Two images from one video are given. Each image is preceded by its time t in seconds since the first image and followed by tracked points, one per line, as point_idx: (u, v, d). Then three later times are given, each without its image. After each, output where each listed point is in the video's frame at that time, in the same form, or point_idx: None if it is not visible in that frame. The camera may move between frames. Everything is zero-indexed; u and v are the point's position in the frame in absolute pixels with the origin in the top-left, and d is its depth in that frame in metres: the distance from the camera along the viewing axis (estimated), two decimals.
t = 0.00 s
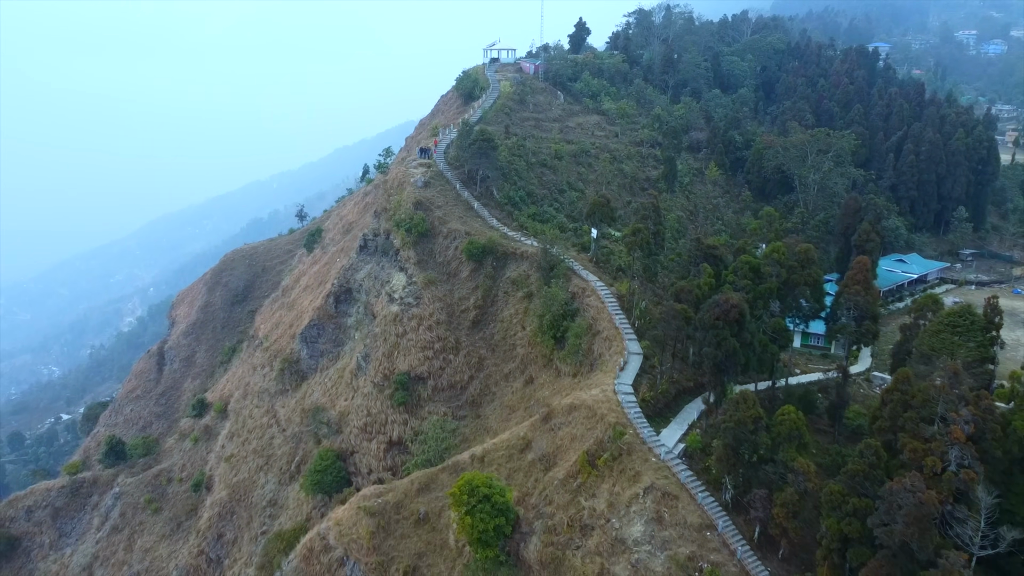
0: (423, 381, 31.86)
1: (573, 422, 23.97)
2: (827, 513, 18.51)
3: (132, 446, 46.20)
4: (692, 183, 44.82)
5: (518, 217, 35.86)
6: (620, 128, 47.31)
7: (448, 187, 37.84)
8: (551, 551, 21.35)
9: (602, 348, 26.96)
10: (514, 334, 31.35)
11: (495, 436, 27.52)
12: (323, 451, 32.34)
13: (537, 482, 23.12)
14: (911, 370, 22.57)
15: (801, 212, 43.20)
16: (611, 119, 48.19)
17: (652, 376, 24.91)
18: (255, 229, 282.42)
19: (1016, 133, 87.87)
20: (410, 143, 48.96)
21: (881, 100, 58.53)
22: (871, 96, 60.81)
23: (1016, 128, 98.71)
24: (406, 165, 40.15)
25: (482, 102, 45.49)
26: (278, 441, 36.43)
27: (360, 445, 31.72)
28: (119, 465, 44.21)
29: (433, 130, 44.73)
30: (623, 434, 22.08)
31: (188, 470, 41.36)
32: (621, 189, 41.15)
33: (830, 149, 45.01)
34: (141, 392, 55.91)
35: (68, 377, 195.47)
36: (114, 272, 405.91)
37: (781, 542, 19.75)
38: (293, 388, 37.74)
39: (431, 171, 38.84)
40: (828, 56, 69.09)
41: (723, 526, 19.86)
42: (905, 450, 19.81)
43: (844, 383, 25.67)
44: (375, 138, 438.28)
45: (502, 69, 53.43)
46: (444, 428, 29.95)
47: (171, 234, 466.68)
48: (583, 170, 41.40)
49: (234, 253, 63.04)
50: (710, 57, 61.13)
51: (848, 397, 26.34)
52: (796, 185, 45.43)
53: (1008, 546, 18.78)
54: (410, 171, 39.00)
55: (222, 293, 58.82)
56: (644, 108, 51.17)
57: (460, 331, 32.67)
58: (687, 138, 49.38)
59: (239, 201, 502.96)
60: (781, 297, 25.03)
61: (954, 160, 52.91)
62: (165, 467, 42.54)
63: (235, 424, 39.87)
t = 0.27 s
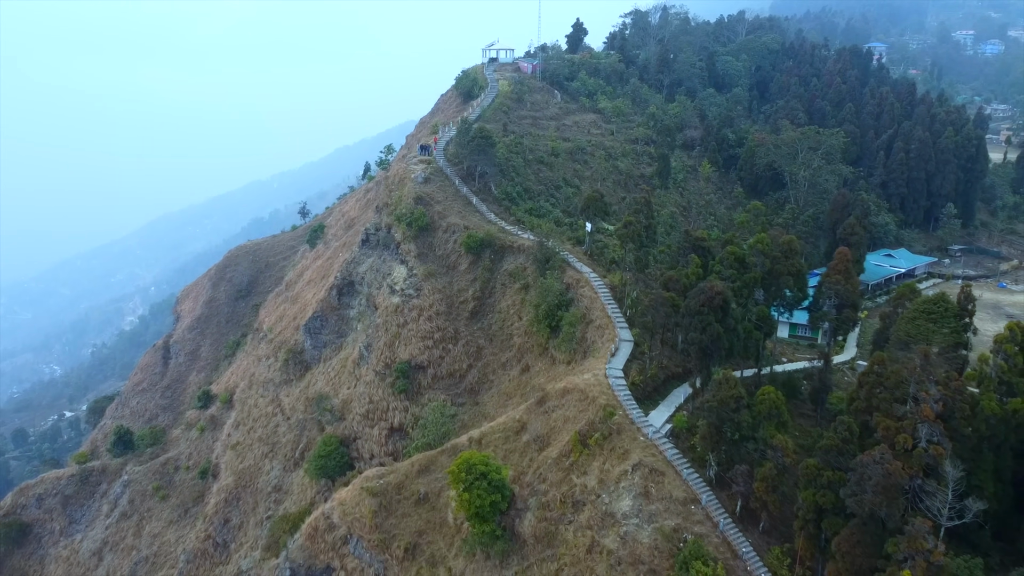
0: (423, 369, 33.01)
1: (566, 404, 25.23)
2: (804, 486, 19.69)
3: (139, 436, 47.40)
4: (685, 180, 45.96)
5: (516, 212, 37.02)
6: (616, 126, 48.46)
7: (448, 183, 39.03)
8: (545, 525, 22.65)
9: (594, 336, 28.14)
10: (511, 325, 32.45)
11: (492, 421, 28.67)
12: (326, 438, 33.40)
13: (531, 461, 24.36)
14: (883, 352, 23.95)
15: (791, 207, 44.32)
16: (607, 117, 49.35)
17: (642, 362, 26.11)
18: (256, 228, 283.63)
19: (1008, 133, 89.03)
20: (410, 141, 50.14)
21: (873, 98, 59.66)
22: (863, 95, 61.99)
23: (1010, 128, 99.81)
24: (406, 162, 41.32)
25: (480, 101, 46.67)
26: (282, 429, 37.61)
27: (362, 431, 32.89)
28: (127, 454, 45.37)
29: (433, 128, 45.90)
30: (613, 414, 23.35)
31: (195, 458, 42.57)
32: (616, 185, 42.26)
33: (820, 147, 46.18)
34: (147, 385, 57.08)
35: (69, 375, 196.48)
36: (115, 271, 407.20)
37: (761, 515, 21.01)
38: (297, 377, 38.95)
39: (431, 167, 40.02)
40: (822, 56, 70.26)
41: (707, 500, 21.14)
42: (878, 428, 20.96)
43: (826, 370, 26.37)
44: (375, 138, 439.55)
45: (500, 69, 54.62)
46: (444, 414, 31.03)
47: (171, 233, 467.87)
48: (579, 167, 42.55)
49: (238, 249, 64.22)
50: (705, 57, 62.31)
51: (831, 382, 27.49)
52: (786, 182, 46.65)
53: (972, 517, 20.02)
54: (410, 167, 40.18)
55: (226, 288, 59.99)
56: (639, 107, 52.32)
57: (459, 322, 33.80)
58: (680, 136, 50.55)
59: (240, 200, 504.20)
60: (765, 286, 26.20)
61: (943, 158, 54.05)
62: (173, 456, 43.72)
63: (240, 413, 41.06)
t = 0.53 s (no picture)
0: (424, 359, 34.16)
1: (560, 388, 26.47)
2: (784, 463, 20.85)
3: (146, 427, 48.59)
4: (680, 177, 46.99)
5: (513, 207, 38.18)
6: (611, 124, 49.63)
7: (447, 179, 40.28)
8: (539, 503, 23.97)
9: (588, 325, 29.31)
10: (509, 316, 33.57)
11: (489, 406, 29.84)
12: (330, 426, 34.46)
13: (526, 443, 25.64)
14: (861, 337, 25.19)
15: (782, 203, 45.44)
16: (603, 116, 50.53)
17: (633, 348, 27.32)
18: (257, 227, 284.71)
19: (1002, 132, 90.08)
20: (410, 139, 51.35)
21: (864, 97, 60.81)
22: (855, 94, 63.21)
23: (1004, 128, 100.94)
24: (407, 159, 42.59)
25: (479, 100, 47.90)
26: (287, 418, 38.79)
27: (364, 418, 34.04)
28: (135, 444, 46.54)
29: (432, 126, 47.13)
30: (604, 396, 24.60)
31: (201, 447, 43.77)
32: (611, 182, 43.37)
33: (811, 145, 47.38)
34: (152, 378, 58.25)
35: (72, 374, 197.53)
36: (116, 271, 408.41)
37: (743, 491, 22.25)
38: (301, 367, 40.16)
39: (431, 164, 41.24)
40: (815, 56, 71.47)
41: (692, 477, 22.41)
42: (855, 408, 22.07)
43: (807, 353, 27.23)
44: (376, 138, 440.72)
45: (498, 68, 55.84)
46: (443, 401, 32.14)
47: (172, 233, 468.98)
48: (575, 164, 43.68)
49: (241, 246, 65.38)
50: (700, 57, 63.52)
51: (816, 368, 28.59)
52: (778, 178, 47.82)
53: (942, 490, 21.25)
54: (411, 164, 41.45)
55: (230, 284, 61.19)
56: (635, 106, 53.52)
57: (458, 313, 34.93)
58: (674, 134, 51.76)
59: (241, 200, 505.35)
60: (750, 276, 27.38)
61: (932, 156, 55.20)
62: (179, 446, 44.89)
63: (245, 403, 42.24)
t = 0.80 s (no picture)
0: (424, 348, 35.29)
1: (554, 373, 27.64)
2: (765, 441, 22.01)
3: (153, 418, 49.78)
4: (674, 174, 48.07)
5: (510, 202, 39.33)
6: (607, 123, 50.78)
7: (447, 175, 41.51)
8: (534, 482, 25.24)
9: (582, 314, 30.45)
10: (506, 307, 34.64)
11: (487, 392, 31.00)
12: (333, 414, 35.47)
13: (522, 425, 26.88)
14: (841, 324, 26.40)
15: (774, 199, 46.57)
16: (599, 115, 51.71)
17: (624, 335, 28.50)
18: (258, 227, 285.80)
19: (996, 131, 91.18)
20: (411, 136, 52.55)
21: (856, 96, 61.95)
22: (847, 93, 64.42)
23: (998, 127, 102.17)
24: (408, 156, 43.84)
25: (478, 98, 49.13)
26: (291, 407, 39.96)
27: (366, 406, 35.15)
28: (142, 434, 47.72)
29: (432, 124, 48.36)
30: (595, 380, 25.84)
31: (207, 436, 44.97)
32: (607, 178, 44.50)
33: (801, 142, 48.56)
34: (157, 371, 59.43)
35: (74, 371, 198.69)
36: (117, 270, 409.63)
37: (727, 469, 23.44)
38: (305, 358, 41.37)
39: (431, 161, 42.49)
40: (809, 56, 72.69)
41: (679, 455, 23.61)
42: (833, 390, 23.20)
43: (793, 340, 28.23)
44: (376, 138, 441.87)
45: (497, 68, 57.07)
46: (442, 389, 33.22)
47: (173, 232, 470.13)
48: (572, 160, 44.84)
49: (245, 242, 66.54)
50: (695, 57, 64.70)
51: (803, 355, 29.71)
52: (769, 175, 48.99)
53: (914, 467, 22.49)
54: (412, 161, 42.69)
55: (234, 279, 62.39)
56: (630, 105, 54.72)
57: (457, 304, 36.06)
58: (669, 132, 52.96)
59: (241, 200, 506.48)
60: (737, 266, 28.55)
61: (922, 154, 56.36)
62: (185, 435, 46.06)
63: (250, 394, 43.40)
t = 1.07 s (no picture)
0: (424, 338, 36.44)
1: (549, 360, 28.84)
2: (747, 421, 23.18)
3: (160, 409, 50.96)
4: (668, 170, 49.18)
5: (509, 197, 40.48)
6: (603, 121, 51.98)
7: (446, 171, 42.71)
8: (529, 462, 26.47)
9: (576, 304, 31.59)
10: (503, 298, 35.77)
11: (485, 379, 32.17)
12: (335, 402, 36.56)
13: (518, 409, 28.10)
14: (823, 311, 27.58)
15: (766, 195, 47.71)
16: (595, 113, 52.87)
17: (616, 323, 29.69)
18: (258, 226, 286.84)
19: (989, 129, 92.27)
20: (411, 134, 53.74)
21: (848, 95, 63.14)
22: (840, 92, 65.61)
23: (992, 126, 103.34)
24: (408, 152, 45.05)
25: (477, 97, 50.34)
26: (295, 396, 41.15)
27: (368, 394, 36.30)
28: (149, 425, 48.89)
29: (432, 122, 49.56)
30: (587, 364, 27.08)
31: (213, 426, 46.16)
32: (602, 174, 45.63)
33: (792, 140, 49.78)
34: (163, 365, 60.58)
35: (76, 369, 199.85)
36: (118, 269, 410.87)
37: (712, 448, 24.64)
38: (308, 349, 42.57)
39: (431, 157, 43.69)
40: (803, 55, 73.88)
41: (666, 436, 24.85)
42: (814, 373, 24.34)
43: (780, 328, 29.36)
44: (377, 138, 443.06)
45: (496, 67, 58.28)
46: (442, 376, 34.34)
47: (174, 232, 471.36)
48: (568, 157, 46.01)
49: (248, 238, 67.73)
50: (690, 57, 65.92)
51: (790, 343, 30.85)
52: (761, 172, 50.15)
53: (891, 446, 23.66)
54: (412, 157, 43.90)
55: (238, 275, 63.57)
56: (626, 103, 55.90)
57: (456, 296, 37.19)
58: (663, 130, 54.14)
59: (242, 199, 507.64)
60: (725, 257, 29.73)
61: (912, 151, 57.48)
62: (191, 425, 47.23)
63: (255, 384, 44.59)
